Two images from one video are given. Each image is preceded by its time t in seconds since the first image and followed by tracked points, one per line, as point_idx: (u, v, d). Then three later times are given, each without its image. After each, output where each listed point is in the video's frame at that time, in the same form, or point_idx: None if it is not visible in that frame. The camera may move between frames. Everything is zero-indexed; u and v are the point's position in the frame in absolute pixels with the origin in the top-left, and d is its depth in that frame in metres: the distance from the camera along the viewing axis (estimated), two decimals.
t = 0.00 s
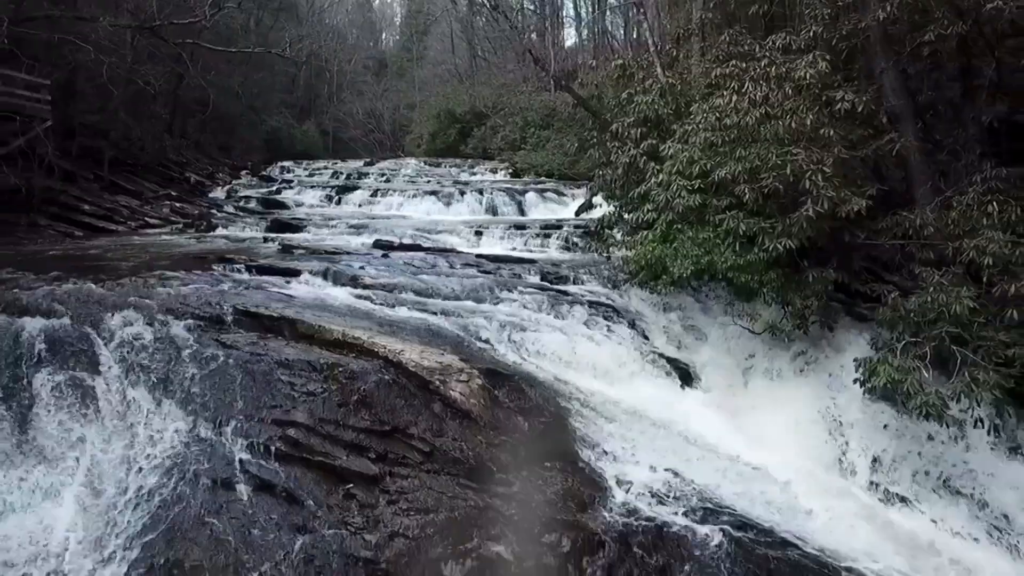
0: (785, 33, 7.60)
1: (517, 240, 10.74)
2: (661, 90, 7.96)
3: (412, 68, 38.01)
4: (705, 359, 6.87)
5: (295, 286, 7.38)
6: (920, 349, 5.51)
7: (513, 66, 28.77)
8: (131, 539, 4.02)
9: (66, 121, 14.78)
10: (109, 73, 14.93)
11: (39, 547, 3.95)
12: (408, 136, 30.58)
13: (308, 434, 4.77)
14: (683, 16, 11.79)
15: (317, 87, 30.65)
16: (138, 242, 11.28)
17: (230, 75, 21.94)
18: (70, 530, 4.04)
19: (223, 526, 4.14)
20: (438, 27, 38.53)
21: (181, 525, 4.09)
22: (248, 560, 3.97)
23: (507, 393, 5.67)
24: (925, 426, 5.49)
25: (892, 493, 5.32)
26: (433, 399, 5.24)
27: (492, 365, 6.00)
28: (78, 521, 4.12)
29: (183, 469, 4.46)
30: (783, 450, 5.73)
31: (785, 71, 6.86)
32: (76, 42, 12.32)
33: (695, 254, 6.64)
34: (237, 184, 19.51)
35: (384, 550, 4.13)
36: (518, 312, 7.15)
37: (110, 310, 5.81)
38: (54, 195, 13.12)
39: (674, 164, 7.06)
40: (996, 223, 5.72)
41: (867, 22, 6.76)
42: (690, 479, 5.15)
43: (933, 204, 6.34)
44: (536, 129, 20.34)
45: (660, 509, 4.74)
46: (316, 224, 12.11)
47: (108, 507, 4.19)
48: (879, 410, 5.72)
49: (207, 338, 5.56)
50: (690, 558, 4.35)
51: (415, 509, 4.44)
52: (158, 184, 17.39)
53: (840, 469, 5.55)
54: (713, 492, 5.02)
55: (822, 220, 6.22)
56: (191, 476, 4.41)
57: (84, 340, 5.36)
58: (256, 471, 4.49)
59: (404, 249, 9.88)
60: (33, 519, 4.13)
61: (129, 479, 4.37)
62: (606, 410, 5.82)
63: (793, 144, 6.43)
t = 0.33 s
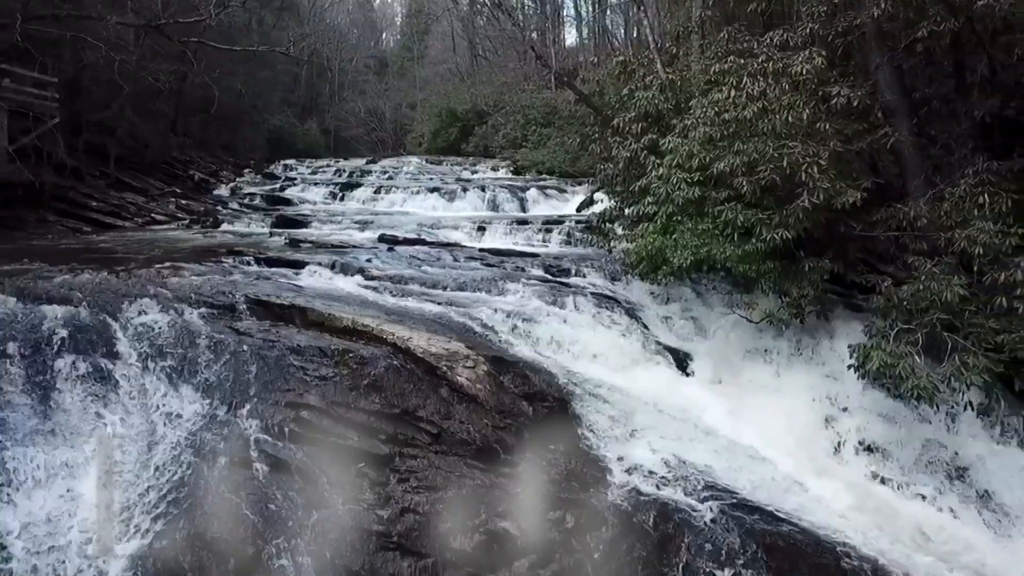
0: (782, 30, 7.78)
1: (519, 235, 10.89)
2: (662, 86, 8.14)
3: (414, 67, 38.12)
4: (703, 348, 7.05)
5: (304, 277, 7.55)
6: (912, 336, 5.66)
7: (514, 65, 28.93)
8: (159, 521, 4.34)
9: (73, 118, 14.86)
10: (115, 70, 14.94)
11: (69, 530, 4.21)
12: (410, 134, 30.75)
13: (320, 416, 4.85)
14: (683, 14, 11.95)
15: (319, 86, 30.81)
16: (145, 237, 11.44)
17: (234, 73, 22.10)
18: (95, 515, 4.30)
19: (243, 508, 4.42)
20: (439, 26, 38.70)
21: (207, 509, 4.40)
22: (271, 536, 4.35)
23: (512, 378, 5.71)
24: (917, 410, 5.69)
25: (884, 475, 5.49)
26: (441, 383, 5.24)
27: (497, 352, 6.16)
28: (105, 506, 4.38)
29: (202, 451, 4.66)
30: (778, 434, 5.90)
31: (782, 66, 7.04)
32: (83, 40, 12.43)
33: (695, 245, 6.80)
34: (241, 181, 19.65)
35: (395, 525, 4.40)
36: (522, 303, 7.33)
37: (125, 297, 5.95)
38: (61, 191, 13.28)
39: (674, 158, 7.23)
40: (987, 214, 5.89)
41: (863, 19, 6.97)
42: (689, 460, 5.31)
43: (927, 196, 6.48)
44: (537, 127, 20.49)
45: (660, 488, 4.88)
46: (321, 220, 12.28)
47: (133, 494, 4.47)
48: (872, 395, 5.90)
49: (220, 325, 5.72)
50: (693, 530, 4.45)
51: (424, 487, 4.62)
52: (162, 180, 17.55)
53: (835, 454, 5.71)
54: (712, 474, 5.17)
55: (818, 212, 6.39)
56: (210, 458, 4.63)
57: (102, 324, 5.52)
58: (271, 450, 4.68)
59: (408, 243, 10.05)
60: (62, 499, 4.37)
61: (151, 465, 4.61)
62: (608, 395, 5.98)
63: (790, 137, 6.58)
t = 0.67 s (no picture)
0: (779, 28, 7.84)
1: (521, 230, 11.08)
2: (662, 83, 8.32)
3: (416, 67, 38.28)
4: (703, 338, 7.22)
5: (313, 270, 7.75)
6: (905, 324, 5.83)
7: (515, 64, 29.11)
8: (181, 496, 4.50)
9: (79, 115, 15.03)
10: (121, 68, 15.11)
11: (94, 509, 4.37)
12: (412, 133, 30.92)
13: (333, 400, 5.04)
14: (683, 14, 12.13)
15: (321, 85, 31.00)
16: (154, 233, 11.62)
17: (238, 72, 22.28)
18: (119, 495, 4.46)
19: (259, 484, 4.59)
20: (441, 26, 38.88)
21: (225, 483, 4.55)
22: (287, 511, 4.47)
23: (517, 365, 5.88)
24: (909, 395, 5.88)
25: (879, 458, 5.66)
26: (449, 370, 5.52)
27: (503, 341, 6.35)
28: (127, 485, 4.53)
29: (220, 432, 4.85)
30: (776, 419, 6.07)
31: (779, 64, 7.21)
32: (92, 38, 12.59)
33: (693, 239, 7.04)
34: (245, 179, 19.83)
35: (408, 501, 4.57)
36: (526, 294, 7.52)
37: (142, 287, 6.14)
38: (70, 188, 13.45)
39: (674, 153, 7.40)
40: (978, 206, 6.03)
41: (858, 18, 7.08)
42: (689, 444, 5.49)
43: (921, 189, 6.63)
44: (539, 126, 20.64)
45: (661, 473, 5.04)
46: (327, 217, 12.47)
47: (155, 472, 4.62)
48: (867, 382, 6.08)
49: (236, 314, 5.93)
50: (686, 512, 4.62)
51: (435, 466, 4.81)
52: (168, 178, 17.73)
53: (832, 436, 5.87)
54: (711, 457, 5.36)
55: (814, 206, 6.58)
56: (228, 438, 4.81)
57: (122, 312, 5.69)
58: (287, 430, 4.88)
59: (414, 238, 10.25)
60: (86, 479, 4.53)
61: (172, 444, 4.77)
62: (610, 382, 6.16)
63: (788, 133, 6.76)
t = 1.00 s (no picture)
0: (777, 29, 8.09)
1: (524, 227, 11.27)
2: (663, 81, 8.52)
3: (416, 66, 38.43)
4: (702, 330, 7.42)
5: (322, 263, 7.94)
6: (897, 313, 6.04)
7: (517, 64, 29.29)
8: (203, 475, 4.68)
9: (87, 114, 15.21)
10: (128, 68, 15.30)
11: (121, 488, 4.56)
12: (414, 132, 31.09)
13: (347, 385, 5.28)
14: (683, 14, 12.34)
15: (323, 85, 31.19)
16: (163, 229, 11.82)
17: (242, 72, 22.48)
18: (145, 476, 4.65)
19: (263, 479, 4.66)
20: (442, 26, 39.07)
21: (242, 465, 4.74)
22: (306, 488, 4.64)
23: (523, 354, 6.08)
24: (901, 383, 6.10)
25: (871, 443, 5.89)
26: (457, 357, 5.71)
27: (509, 331, 6.56)
28: (152, 466, 4.71)
29: (241, 415, 5.06)
30: (772, 406, 6.28)
31: (777, 63, 7.41)
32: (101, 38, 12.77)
33: (693, 232, 7.23)
34: (250, 177, 20.03)
35: (419, 480, 4.80)
36: (530, 287, 7.72)
37: (160, 277, 6.34)
38: (79, 185, 13.59)
39: (674, 149, 7.63)
40: (969, 201, 6.24)
41: (853, 17, 7.29)
42: (689, 429, 5.70)
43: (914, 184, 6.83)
44: (541, 125, 20.82)
45: (663, 455, 5.26)
46: (333, 214, 12.68)
47: (179, 453, 4.80)
48: (861, 370, 6.30)
49: (252, 304, 6.15)
50: (685, 489, 4.85)
51: (446, 448, 5.02)
52: (174, 176, 17.90)
53: (826, 423, 6.09)
54: (710, 441, 5.58)
55: (810, 200, 6.78)
56: (248, 420, 5.02)
57: (142, 303, 5.89)
58: (304, 414, 5.08)
59: (419, 234, 10.46)
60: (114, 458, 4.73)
61: (195, 425, 4.98)
62: (612, 370, 6.38)
63: (785, 130, 6.97)
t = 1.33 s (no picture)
0: (775, 30, 8.30)
1: (528, 223, 11.50)
2: (664, 81, 8.76)
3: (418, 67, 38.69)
4: (702, 322, 7.64)
5: (333, 257, 8.17)
6: (891, 303, 6.26)
7: (518, 64, 29.54)
8: (226, 453, 4.84)
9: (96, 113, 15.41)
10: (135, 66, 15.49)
11: (150, 466, 4.75)
12: (415, 131, 31.31)
13: (362, 371, 5.52)
14: (683, 14, 12.60)
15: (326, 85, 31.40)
16: (173, 226, 12.01)
17: (246, 72, 22.69)
18: (172, 454, 4.84)
19: (264, 479, 4.70)
20: (443, 26, 39.30)
21: (265, 443, 4.91)
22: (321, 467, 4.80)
23: (529, 343, 6.31)
24: (894, 371, 6.35)
25: (866, 429, 6.12)
26: (467, 346, 6.00)
27: (516, 322, 6.79)
28: (179, 445, 4.90)
29: (261, 398, 5.27)
30: (770, 395, 6.51)
31: (774, 63, 7.67)
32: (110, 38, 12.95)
33: (694, 227, 7.45)
34: (255, 175, 20.25)
35: (433, 459, 4.96)
36: (535, 280, 7.94)
37: (179, 270, 6.56)
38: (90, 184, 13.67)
39: (675, 147, 7.84)
40: (960, 197, 6.47)
41: (848, 19, 7.57)
42: (689, 415, 5.93)
43: (908, 181, 7.04)
44: (543, 124, 21.03)
45: (664, 439, 5.51)
46: (339, 211, 12.91)
47: (204, 433, 4.99)
48: (855, 360, 6.53)
49: (268, 295, 6.38)
50: (685, 472, 5.10)
51: (457, 431, 5.22)
52: (180, 176, 18.09)
53: (821, 410, 6.31)
54: (709, 426, 5.81)
55: (807, 196, 7.02)
56: (268, 404, 5.23)
57: (163, 295, 6.12)
58: (321, 399, 5.29)
59: (425, 230, 10.68)
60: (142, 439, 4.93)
61: (218, 408, 5.18)
62: (616, 360, 6.61)
63: (782, 128, 7.21)
